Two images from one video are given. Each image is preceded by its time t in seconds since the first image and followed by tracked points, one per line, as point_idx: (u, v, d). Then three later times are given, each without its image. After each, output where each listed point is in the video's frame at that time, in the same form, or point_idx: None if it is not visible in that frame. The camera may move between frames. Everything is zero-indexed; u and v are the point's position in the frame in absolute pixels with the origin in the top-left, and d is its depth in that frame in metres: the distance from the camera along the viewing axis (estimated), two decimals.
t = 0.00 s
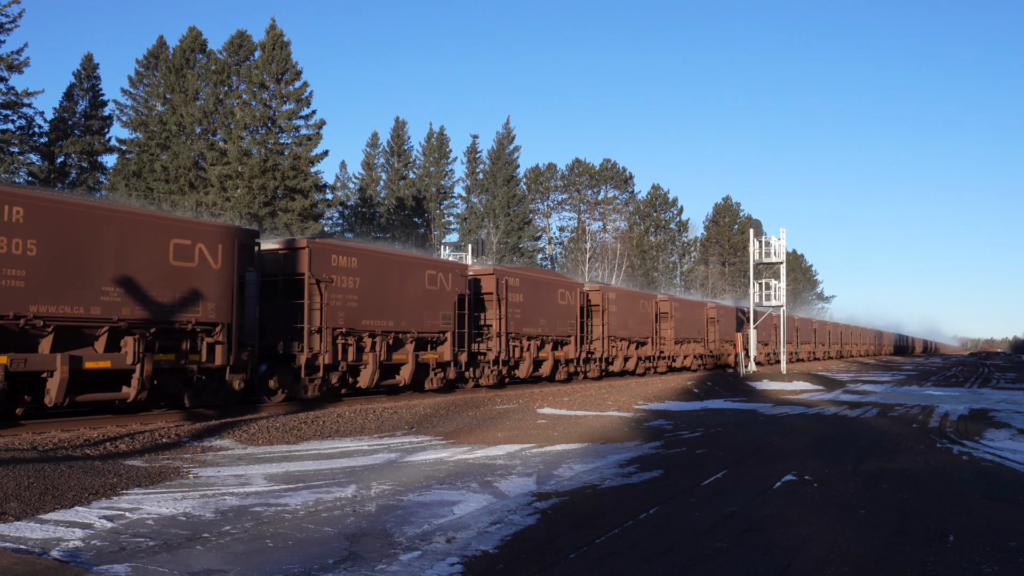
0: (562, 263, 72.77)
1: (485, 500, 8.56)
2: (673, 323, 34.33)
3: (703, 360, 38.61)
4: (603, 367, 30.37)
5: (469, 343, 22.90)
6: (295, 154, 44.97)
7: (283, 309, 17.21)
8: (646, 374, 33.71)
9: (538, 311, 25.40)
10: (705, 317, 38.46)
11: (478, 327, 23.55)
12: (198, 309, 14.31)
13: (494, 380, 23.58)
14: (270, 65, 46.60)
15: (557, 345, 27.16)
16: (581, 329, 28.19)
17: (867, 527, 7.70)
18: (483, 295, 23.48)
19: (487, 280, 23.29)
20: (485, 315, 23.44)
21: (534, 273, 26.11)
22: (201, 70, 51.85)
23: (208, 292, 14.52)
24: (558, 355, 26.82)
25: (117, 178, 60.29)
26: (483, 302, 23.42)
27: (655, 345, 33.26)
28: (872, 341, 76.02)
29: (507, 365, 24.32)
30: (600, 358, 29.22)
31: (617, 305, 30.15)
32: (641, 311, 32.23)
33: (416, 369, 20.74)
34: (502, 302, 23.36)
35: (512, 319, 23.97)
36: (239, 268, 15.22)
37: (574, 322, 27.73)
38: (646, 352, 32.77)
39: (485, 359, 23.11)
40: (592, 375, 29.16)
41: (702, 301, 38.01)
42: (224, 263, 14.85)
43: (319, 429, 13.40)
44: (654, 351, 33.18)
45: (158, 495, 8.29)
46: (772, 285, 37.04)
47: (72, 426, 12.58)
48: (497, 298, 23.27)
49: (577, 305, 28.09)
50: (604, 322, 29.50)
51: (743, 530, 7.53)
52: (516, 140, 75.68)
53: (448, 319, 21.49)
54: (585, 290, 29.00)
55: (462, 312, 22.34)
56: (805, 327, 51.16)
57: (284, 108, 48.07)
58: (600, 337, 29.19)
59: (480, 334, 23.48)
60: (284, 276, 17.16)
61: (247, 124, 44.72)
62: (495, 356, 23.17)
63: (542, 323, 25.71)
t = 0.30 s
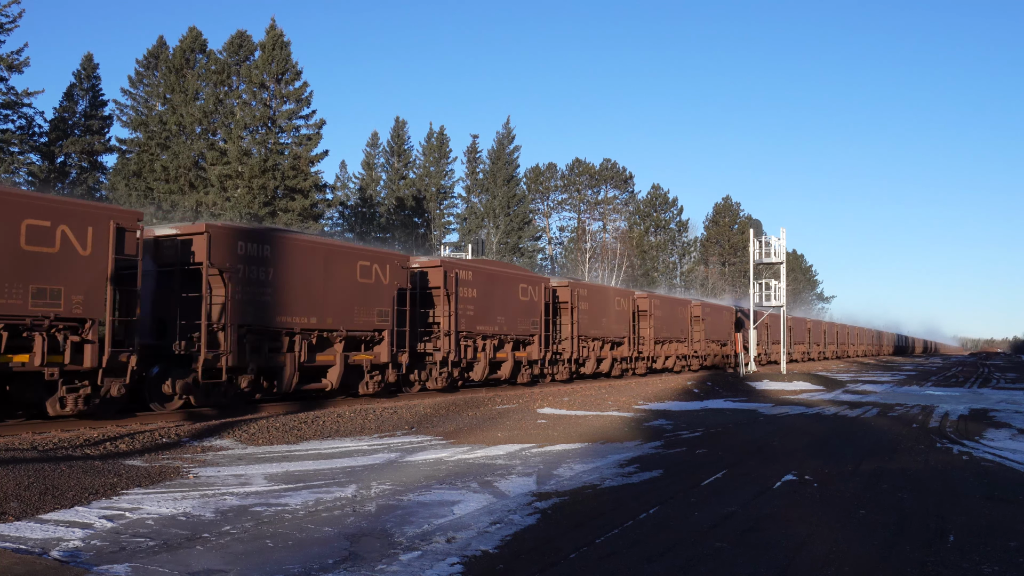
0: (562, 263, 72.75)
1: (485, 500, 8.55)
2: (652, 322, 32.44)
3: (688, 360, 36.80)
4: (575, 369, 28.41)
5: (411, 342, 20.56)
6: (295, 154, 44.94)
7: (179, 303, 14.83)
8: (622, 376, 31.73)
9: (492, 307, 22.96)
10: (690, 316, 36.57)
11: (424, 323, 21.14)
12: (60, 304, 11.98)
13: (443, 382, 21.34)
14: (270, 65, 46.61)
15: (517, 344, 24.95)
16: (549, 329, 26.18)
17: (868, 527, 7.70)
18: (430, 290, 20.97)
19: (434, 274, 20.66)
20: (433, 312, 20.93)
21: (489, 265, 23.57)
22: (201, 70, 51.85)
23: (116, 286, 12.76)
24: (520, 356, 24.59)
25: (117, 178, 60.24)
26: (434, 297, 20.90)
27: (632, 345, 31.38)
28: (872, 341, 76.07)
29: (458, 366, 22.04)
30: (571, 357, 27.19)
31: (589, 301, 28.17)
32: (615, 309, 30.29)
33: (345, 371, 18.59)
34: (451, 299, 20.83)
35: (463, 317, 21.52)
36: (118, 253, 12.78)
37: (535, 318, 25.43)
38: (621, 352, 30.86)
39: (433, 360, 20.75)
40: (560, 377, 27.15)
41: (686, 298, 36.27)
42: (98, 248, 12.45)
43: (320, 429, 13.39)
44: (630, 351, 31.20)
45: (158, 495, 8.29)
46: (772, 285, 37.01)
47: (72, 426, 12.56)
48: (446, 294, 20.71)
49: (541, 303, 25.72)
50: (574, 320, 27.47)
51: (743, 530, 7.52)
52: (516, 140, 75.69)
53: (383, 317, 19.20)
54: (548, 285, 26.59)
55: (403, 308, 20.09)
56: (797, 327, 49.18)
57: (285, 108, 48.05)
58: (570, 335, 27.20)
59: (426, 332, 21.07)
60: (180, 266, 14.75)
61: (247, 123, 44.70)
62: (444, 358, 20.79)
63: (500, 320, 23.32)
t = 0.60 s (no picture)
0: (562, 263, 72.75)
1: (485, 500, 8.55)
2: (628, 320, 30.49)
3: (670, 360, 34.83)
4: (542, 371, 26.21)
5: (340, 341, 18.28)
6: (295, 154, 44.92)
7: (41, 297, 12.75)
8: (594, 379, 29.73)
9: (438, 303, 20.54)
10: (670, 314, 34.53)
11: (360, 321, 18.89)
12: None
13: (379, 388, 19.00)
14: (270, 65, 46.61)
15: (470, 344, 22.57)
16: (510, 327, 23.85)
17: (867, 527, 7.71)
18: (366, 284, 18.59)
19: (369, 265, 18.39)
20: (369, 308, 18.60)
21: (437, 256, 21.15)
22: (201, 70, 51.84)
23: None
24: (473, 358, 22.18)
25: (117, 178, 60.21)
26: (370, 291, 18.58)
27: (605, 345, 29.34)
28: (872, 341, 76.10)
29: (398, 368, 19.71)
30: (536, 358, 24.99)
31: (554, 298, 26.00)
32: (585, 306, 28.18)
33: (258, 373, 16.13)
34: (388, 293, 18.53)
35: (403, 314, 19.20)
36: None
37: (490, 317, 22.99)
38: (594, 353, 28.83)
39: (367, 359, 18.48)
40: (371, 391, 18.88)
41: (667, 296, 34.19)
42: None
43: (320, 429, 13.39)
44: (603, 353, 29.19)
45: (158, 495, 8.28)
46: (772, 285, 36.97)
47: (72, 426, 12.58)
48: (382, 287, 18.42)
49: (498, 301, 23.29)
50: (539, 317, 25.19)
51: (743, 530, 7.52)
52: (516, 140, 75.69)
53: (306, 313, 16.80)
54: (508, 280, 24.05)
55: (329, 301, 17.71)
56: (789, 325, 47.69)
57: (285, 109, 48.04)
58: (535, 335, 24.95)
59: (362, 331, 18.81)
60: (44, 253, 12.69)
61: (247, 124, 44.69)
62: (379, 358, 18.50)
63: (448, 317, 20.93)
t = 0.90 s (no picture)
0: (562, 263, 72.76)
1: (485, 500, 8.55)
2: (601, 319, 28.82)
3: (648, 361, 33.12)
4: (500, 373, 24.23)
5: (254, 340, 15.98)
6: (295, 154, 44.89)
7: None
8: (563, 380, 27.99)
9: (371, 299, 18.31)
10: (648, 313, 32.79)
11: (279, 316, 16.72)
12: None
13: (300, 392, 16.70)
14: (270, 65, 46.60)
15: (413, 343, 20.41)
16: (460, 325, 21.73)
17: (867, 527, 7.70)
18: (283, 274, 16.43)
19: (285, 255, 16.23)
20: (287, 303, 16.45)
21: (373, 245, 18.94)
22: (201, 70, 51.85)
23: None
24: (416, 359, 20.05)
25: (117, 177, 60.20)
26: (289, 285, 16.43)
27: (573, 346, 27.60)
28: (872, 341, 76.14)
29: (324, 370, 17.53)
30: (492, 359, 23.03)
31: (513, 294, 23.99)
32: (551, 303, 26.41)
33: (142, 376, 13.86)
34: (308, 287, 16.39)
35: (327, 310, 17.06)
36: None
37: (437, 313, 20.76)
38: (562, 353, 27.09)
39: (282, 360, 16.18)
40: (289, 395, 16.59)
41: (647, 293, 32.86)
42: None
43: (319, 429, 13.39)
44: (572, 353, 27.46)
45: (158, 495, 8.28)
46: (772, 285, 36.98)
47: (72, 426, 12.57)
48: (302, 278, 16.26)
49: (447, 297, 21.04)
50: (496, 314, 23.14)
51: (742, 529, 7.52)
52: (516, 140, 75.69)
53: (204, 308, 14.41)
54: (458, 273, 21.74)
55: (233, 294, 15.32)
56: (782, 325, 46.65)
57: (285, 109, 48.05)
58: (492, 333, 22.94)
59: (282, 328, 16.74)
60: None
61: (247, 123, 44.72)
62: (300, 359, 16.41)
63: (384, 314, 18.75)
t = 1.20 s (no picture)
0: (562, 262, 72.72)
1: (485, 500, 8.55)
2: (569, 317, 26.59)
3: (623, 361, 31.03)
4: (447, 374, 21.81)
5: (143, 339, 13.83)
6: (295, 154, 44.87)
7: None
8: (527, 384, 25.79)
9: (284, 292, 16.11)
10: (623, 310, 30.66)
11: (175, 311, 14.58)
12: None
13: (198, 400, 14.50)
14: (270, 65, 46.59)
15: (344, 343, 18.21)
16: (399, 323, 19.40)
17: (867, 527, 7.71)
18: (178, 263, 14.32)
19: (181, 240, 14.07)
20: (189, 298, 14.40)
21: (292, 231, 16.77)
22: (201, 70, 51.82)
23: None
24: (345, 362, 17.81)
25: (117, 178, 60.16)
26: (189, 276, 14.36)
27: (537, 345, 25.28)
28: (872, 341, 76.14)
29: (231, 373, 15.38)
30: (439, 360, 20.64)
31: (463, 288, 21.56)
32: (510, 299, 24.02)
33: None
34: (210, 278, 14.32)
35: (231, 304, 14.90)
36: None
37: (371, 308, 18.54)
38: (523, 353, 24.90)
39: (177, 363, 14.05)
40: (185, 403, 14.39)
41: (621, 290, 30.73)
42: None
43: (320, 429, 13.39)
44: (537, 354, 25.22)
45: (158, 495, 8.28)
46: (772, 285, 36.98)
47: (73, 425, 12.56)
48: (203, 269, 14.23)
49: (384, 292, 18.80)
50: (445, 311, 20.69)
51: (742, 529, 7.53)
52: (516, 140, 75.68)
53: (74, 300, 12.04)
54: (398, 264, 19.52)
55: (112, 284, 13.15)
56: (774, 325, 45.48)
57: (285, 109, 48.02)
58: (440, 331, 20.57)
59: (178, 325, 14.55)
60: None
61: (247, 123, 44.69)
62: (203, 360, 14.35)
63: (303, 309, 16.63)
